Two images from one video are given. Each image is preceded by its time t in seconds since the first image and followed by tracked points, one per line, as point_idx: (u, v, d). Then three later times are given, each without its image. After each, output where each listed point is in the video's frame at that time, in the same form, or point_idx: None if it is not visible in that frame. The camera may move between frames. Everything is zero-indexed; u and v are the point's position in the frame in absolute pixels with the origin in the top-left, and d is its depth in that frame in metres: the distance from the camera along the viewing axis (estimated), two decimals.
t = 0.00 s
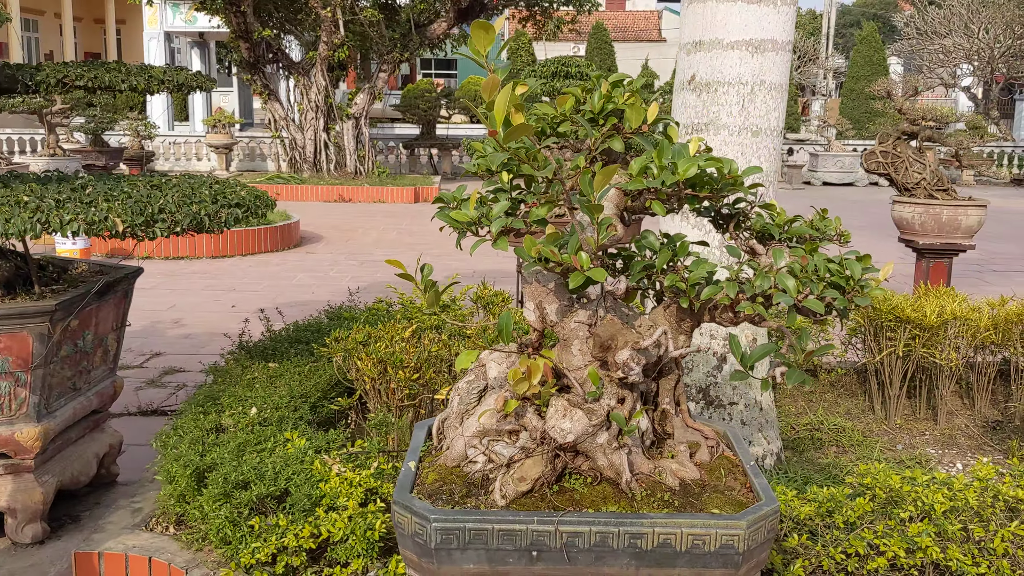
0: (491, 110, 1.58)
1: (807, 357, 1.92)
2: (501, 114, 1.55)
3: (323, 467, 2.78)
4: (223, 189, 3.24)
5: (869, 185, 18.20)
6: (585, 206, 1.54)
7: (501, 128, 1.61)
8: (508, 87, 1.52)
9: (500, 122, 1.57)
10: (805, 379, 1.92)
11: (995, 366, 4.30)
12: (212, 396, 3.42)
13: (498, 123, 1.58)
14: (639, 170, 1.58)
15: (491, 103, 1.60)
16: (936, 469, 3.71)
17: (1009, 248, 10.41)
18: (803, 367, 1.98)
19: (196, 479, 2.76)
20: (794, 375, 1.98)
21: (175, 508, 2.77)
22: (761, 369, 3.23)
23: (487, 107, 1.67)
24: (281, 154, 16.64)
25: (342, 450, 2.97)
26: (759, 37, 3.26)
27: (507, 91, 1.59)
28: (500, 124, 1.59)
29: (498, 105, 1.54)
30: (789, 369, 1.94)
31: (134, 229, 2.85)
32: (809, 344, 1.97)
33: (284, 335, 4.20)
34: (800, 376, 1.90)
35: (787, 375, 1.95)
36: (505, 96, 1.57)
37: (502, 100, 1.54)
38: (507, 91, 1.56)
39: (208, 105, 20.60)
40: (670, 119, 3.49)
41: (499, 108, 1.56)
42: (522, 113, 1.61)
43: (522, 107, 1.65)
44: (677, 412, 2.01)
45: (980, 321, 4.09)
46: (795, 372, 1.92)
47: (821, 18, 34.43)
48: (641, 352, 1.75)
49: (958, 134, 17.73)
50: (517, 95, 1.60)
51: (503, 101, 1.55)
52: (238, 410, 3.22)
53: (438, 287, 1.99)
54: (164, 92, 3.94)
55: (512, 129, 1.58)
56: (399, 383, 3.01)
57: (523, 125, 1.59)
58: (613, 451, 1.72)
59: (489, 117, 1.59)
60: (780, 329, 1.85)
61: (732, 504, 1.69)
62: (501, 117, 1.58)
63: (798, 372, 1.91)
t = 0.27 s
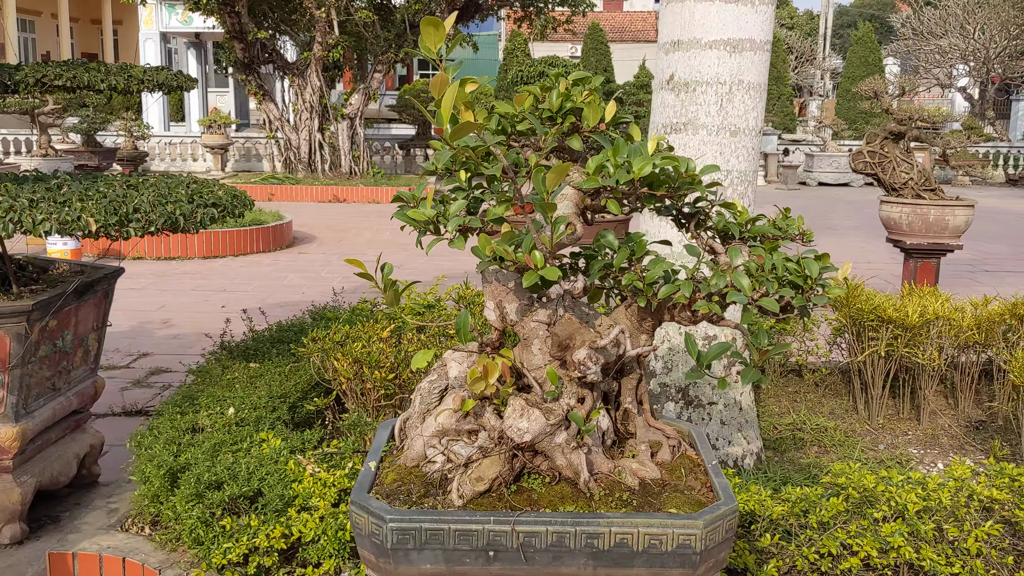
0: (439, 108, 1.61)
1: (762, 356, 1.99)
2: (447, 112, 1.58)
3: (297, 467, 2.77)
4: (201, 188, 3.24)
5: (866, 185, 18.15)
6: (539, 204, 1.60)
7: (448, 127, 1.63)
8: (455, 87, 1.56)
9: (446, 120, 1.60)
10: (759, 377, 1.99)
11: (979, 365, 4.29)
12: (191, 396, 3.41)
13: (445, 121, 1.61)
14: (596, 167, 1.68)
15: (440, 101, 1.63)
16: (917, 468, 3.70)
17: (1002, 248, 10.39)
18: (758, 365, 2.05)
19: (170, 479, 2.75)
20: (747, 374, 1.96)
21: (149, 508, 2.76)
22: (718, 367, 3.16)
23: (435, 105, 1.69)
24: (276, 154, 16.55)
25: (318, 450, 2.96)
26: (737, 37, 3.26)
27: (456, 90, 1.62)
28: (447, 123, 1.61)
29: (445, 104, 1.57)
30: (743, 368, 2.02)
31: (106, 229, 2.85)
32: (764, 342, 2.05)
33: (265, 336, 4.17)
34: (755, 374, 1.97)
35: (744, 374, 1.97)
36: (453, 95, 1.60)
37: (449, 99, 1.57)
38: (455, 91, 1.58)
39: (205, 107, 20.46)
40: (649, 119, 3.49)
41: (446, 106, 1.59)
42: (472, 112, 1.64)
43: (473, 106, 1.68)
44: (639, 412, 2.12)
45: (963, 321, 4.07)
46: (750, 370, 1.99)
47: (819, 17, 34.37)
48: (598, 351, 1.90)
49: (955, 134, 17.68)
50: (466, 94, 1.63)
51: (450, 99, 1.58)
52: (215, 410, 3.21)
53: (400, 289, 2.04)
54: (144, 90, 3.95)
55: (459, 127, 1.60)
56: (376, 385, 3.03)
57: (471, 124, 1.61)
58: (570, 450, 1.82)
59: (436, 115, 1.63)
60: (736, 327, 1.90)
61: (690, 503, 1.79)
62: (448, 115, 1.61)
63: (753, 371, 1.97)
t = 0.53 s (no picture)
0: (406, 99, 1.63)
1: (735, 349, 2.00)
2: (414, 104, 1.61)
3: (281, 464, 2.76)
4: (187, 186, 3.23)
5: (863, 185, 18.14)
6: (511, 199, 1.62)
7: (416, 118, 1.66)
8: (421, 79, 1.58)
9: (413, 111, 1.62)
10: (732, 372, 1.99)
11: (970, 364, 4.29)
12: (178, 393, 3.40)
13: (412, 112, 1.63)
14: (569, 162, 1.72)
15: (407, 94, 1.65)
16: (905, 466, 3.70)
17: (998, 247, 10.38)
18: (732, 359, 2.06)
19: (154, 477, 2.74)
20: (724, 367, 1.98)
21: (133, 506, 2.75)
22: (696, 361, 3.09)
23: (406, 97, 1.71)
24: (272, 153, 16.51)
25: (303, 447, 2.96)
26: (724, 34, 3.26)
27: (423, 83, 1.65)
28: (414, 114, 1.64)
29: (411, 95, 1.60)
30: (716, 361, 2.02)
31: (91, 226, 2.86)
32: (738, 337, 2.05)
33: (255, 334, 4.14)
34: (728, 368, 1.97)
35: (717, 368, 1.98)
36: (421, 87, 1.63)
37: (416, 91, 1.60)
38: (422, 83, 1.61)
39: (202, 106, 20.39)
40: (637, 117, 3.48)
41: (413, 98, 1.61)
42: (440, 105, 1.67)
43: (442, 99, 1.70)
44: (616, 407, 2.12)
45: (952, 319, 4.08)
46: (724, 364, 1.99)
47: (818, 17, 34.30)
48: (573, 345, 1.91)
49: (952, 134, 17.66)
50: (434, 86, 1.66)
51: (418, 92, 1.61)
52: (202, 407, 3.20)
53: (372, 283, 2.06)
54: (133, 88, 3.93)
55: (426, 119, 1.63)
56: (363, 381, 3.04)
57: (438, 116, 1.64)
58: (546, 445, 1.83)
59: (403, 106, 1.65)
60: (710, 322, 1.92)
61: (666, 498, 1.80)
62: (416, 106, 1.63)
63: (726, 365, 1.97)
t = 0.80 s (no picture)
0: (395, 92, 1.63)
1: (730, 345, 1.99)
2: (403, 97, 1.61)
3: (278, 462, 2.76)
4: (183, 183, 3.22)
5: (864, 184, 18.12)
6: (502, 193, 1.60)
7: (406, 111, 1.66)
8: (409, 72, 1.59)
9: (402, 105, 1.63)
10: (728, 367, 1.98)
11: (969, 362, 4.27)
12: (174, 391, 3.39)
13: (401, 106, 1.63)
14: (562, 157, 1.69)
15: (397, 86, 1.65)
16: (904, 465, 3.69)
17: (998, 247, 10.36)
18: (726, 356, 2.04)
19: (150, 474, 2.73)
20: (718, 364, 1.97)
21: (128, 504, 2.74)
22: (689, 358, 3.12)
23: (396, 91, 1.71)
24: (273, 152, 16.50)
25: (299, 445, 2.95)
26: (722, 31, 3.25)
27: (413, 76, 1.64)
28: (404, 107, 1.64)
29: (400, 89, 1.60)
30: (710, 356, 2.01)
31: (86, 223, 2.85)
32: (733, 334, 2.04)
33: (252, 332, 4.13)
34: (723, 364, 1.96)
35: (713, 365, 1.98)
36: (410, 81, 1.63)
37: (405, 85, 1.60)
38: (411, 77, 1.61)
39: (203, 105, 20.40)
40: (635, 114, 3.47)
41: (402, 91, 1.61)
42: (430, 98, 1.67)
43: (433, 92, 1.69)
44: (611, 404, 2.11)
45: (952, 317, 4.08)
46: (718, 359, 1.98)
47: (818, 16, 34.28)
48: (567, 342, 1.90)
49: (953, 133, 17.65)
50: (423, 79, 1.65)
51: (407, 87, 1.62)
52: (198, 405, 3.19)
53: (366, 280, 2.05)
54: (131, 85, 3.90)
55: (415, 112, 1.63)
56: (359, 380, 3.04)
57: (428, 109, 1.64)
58: (539, 443, 1.82)
59: (393, 101, 1.64)
60: (705, 318, 1.91)
61: (660, 496, 1.79)
62: (405, 100, 1.63)
63: (720, 361, 1.96)
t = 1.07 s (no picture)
0: (409, 90, 1.61)
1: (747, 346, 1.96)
2: (417, 94, 1.58)
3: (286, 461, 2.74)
4: (190, 180, 3.21)
5: (870, 181, 18.04)
6: (516, 192, 1.58)
7: (419, 109, 1.63)
8: (423, 70, 1.56)
9: (415, 102, 1.60)
10: (745, 369, 1.95)
11: (980, 361, 4.24)
12: (181, 390, 3.37)
13: (414, 104, 1.61)
14: (576, 154, 1.67)
15: (410, 84, 1.63)
16: (915, 465, 3.65)
17: (1007, 245, 10.29)
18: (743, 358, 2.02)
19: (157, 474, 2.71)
20: (735, 365, 1.93)
21: (136, 503, 2.72)
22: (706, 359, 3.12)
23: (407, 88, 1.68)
24: (278, 149, 16.48)
25: (307, 445, 2.94)
26: (732, 27, 3.21)
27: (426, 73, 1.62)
28: (417, 105, 1.61)
29: (413, 86, 1.57)
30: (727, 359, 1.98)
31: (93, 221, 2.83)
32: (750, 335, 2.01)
33: (259, 330, 4.11)
34: (739, 365, 1.93)
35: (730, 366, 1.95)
36: (423, 78, 1.60)
37: (418, 82, 1.57)
38: (424, 74, 1.59)
39: (209, 103, 20.41)
40: (644, 111, 3.44)
41: (415, 89, 1.59)
42: (443, 95, 1.64)
43: (445, 90, 1.67)
44: (624, 405, 2.10)
45: (963, 316, 4.04)
46: (734, 361, 1.95)
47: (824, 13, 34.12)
48: (580, 342, 1.88)
49: (961, 130, 17.55)
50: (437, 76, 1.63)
51: (419, 83, 1.58)
52: (206, 404, 3.17)
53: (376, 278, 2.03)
54: (137, 82, 3.90)
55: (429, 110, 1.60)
56: (367, 378, 3.02)
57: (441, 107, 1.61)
58: (552, 445, 1.81)
59: (405, 97, 1.61)
60: (721, 319, 1.89)
61: (676, 499, 1.77)
62: (418, 98, 1.61)
63: (738, 362, 1.93)
